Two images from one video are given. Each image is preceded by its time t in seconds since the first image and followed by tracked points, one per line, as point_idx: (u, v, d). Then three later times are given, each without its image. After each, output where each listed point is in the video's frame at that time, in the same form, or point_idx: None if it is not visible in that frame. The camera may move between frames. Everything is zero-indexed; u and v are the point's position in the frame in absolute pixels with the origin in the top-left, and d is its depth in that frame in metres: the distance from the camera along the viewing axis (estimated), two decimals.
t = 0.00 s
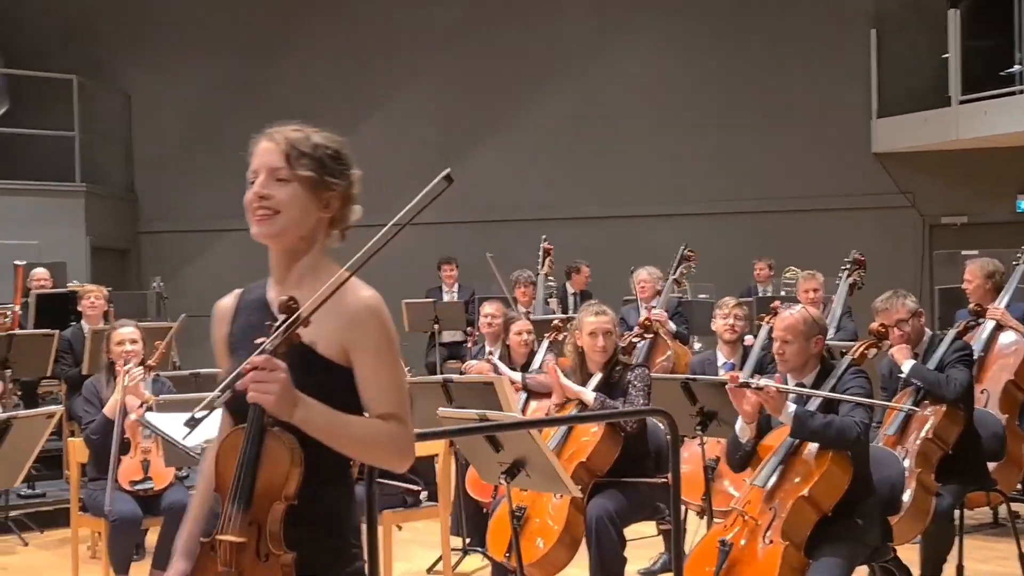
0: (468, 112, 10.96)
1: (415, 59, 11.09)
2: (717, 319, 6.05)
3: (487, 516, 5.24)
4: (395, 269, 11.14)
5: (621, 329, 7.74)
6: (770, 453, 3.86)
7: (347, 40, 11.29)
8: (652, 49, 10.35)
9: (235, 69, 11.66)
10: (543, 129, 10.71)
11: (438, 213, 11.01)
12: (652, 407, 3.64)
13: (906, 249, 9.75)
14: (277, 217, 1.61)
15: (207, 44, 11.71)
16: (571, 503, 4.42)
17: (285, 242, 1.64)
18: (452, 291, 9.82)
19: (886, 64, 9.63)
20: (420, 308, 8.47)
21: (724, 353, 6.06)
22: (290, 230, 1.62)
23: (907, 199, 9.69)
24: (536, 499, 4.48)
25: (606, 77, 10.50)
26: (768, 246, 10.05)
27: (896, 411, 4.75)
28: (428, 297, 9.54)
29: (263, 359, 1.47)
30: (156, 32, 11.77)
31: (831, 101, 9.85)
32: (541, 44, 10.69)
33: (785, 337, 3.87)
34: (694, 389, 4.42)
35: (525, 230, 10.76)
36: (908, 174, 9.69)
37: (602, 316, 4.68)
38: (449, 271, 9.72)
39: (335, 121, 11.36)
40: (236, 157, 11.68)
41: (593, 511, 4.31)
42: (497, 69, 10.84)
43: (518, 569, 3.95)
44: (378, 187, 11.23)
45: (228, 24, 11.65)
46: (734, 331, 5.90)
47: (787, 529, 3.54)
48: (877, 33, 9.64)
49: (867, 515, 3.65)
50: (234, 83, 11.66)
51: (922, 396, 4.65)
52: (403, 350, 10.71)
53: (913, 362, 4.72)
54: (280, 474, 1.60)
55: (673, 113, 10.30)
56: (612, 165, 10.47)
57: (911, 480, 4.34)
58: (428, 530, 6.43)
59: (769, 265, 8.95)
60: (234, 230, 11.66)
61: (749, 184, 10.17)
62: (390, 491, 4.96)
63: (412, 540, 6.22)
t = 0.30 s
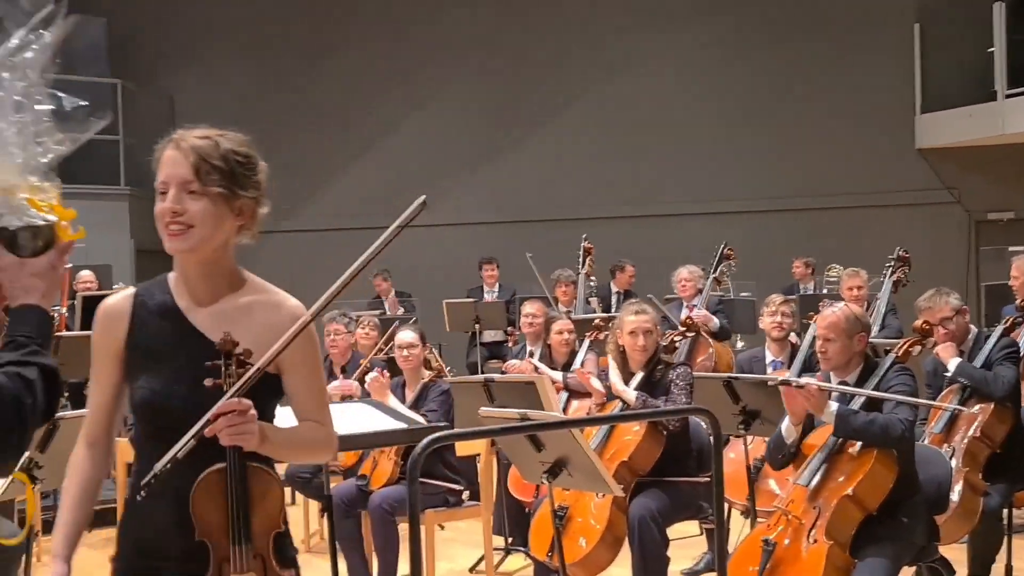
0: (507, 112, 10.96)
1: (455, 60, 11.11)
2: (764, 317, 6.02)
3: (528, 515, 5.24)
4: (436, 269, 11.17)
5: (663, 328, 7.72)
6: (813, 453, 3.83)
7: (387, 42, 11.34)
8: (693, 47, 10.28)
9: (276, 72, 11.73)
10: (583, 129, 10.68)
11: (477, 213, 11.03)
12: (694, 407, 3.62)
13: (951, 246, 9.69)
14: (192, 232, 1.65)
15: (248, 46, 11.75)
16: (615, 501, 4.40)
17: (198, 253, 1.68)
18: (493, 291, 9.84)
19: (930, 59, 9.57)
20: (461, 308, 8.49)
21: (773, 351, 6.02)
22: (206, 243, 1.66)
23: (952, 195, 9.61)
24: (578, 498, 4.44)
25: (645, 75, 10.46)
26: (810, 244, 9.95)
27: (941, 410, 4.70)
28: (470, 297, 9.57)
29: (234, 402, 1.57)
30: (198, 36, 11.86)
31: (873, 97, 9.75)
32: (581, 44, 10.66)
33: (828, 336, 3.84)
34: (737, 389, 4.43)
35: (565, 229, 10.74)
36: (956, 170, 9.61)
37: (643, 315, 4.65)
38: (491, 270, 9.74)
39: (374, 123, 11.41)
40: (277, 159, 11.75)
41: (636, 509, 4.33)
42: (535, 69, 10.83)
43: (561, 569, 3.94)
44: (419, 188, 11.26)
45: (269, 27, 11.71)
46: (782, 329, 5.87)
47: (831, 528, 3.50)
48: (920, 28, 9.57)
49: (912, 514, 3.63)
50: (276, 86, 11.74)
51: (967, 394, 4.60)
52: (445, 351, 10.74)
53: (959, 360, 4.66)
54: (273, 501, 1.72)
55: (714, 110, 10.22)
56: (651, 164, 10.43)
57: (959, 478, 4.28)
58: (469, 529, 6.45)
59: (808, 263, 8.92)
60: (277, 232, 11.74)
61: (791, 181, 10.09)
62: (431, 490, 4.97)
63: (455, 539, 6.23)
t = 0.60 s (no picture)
0: (544, 113, 10.94)
1: (493, 61, 11.10)
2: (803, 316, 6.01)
3: (569, 516, 5.23)
4: (474, 269, 11.19)
5: (704, 327, 7.69)
6: (856, 451, 3.81)
7: (426, 43, 11.34)
8: (733, 46, 10.19)
9: (314, 74, 11.74)
10: (621, 129, 10.65)
11: (515, 214, 11.04)
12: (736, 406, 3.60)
13: (998, 244, 9.43)
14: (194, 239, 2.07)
15: (285, 49, 11.74)
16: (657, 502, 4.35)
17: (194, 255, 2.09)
18: (532, 291, 9.84)
19: (974, 53, 9.45)
20: (500, 308, 8.49)
21: (814, 349, 5.95)
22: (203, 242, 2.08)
23: (998, 192, 9.43)
24: (619, 498, 4.42)
25: (682, 76, 10.39)
26: (850, 242, 9.85)
27: (986, 410, 4.64)
28: (509, 297, 9.58)
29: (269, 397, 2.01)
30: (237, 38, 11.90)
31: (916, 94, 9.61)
32: (620, 44, 10.61)
33: (869, 335, 3.80)
34: (778, 388, 4.40)
35: (603, 229, 10.71)
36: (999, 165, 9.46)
37: (683, 314, 4.63)
38: (530, 271, 9.75)
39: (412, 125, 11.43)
40: (316, 161, 11.80)
41: (677, 510, 4.33)
42: (572, 70, 10.80)
43: (601, 569, 3.93)
44: (457, 189, 11.28)
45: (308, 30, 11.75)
46: (822, 326, 5.85)
47: (873, 528, 3.47)
48: (963, 23, 9.44)
49: (955, 513, 3.57)
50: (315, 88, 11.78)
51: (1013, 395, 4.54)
52: (484, 350, 10.76)
53: (1004, 360, 4.62)
54: (279, 502, 2.20)
55: (753, 109, 10.15)
56: (690, 164, 10.38)
57: (1005, 479, 4.22)
58: (511, 528, 6.46)
59: (846, 263, 8.88)
60: (315, 232, 11.79)
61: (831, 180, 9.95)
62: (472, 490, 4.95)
63: (495, 539, 6.23)
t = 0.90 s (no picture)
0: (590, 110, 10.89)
1: (539, 60, 10.99)
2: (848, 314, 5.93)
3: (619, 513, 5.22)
4: (523, 268, 11.18)
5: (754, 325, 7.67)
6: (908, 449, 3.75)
7: (466, 46, 11.37)
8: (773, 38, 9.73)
9: (363, 74, 11.88)
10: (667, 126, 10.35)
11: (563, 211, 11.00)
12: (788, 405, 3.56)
13: None
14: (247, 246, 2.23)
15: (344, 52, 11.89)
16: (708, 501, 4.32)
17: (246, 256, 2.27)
18: (580, 288, 9.81)
19: None
20: (548, 307, 8.50)
21: (860, 348, 5.89)
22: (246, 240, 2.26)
23: None
24: (669, 497, 4.40)
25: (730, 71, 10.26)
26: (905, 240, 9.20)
27: None
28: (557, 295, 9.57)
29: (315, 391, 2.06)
30: (292, 40, 12.05)
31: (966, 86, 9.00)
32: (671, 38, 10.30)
33: (928, 332, 3.76)
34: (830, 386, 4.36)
35: (644, 226, 10.51)
36: None
37: (733, 311, 4.61)
38: (578, 268, 9.74)
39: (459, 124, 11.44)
40: (367, 161, 11.94)
41: (728, 509, 4.30)
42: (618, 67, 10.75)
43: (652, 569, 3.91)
44: (504, 188, 11.24)
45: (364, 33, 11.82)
46: (867, 324, 5.77)
47: (927, 527, 3.42)
48: None
49: (1010, 511, 3.51)
50: (368, 88, 11.86)
51: None
52: (532, 348, 10.74)
53: None
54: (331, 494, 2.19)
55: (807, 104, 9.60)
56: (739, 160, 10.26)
57: None
58: (563, 526, 6.47)
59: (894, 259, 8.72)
60: (366, 230, 11.97)
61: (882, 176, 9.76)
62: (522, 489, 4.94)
63: (544, 537, 6.24)
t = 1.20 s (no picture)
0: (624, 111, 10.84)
1: (573, 62, 10.97)
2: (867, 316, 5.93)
3: (652, 514, 5.21)
4: (558, 269, 11.21)
5: (791, 325, 7.64)
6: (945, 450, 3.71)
7: (499, 47, 11.30)
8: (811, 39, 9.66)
9: (397, 77, 11.92)
10: (703, 128, 10.32)
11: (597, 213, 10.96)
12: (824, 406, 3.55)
13: None
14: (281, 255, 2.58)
15: (371, 55, 11.96)
16: (743, 503, 4.31)
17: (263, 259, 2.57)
18: (615, 289, 9.81)
19: None
20: (582, 307, 8.50)
21: (881, 350, 5.88)
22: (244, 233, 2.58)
23: None
24: (704, 497, 4.38)
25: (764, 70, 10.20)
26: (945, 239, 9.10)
27: None
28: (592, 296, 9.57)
29: (348, 415, 2.03)
30: (327, 44, 12.10)
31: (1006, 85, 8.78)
32: (691, 41, 10.31)
33: (969, 332, 3.73)
34: (866, 387, 4.34)
35: (684, 226, 10.47)
36: None
37: (768, 311, 4.58)
38: (613, 268, 9.73)
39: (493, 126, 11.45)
40: (402, 162, 12.00)
41: (763, 510, 4.29)
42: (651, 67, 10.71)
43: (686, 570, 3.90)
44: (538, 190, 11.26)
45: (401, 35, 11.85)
46: (885, 325, 5.77)
47: (964, 528, 3.40)
48: None
49: None
50: (402, 91, 11.92)
51: None
52: (566, 349, 10.74)
53: None
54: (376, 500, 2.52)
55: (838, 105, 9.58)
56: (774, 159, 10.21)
57: None
58: (595, 527, 6.48)
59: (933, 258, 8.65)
60: (401, 232, 12.03)
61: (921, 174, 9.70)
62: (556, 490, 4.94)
63: (578, 538, 6.24)
